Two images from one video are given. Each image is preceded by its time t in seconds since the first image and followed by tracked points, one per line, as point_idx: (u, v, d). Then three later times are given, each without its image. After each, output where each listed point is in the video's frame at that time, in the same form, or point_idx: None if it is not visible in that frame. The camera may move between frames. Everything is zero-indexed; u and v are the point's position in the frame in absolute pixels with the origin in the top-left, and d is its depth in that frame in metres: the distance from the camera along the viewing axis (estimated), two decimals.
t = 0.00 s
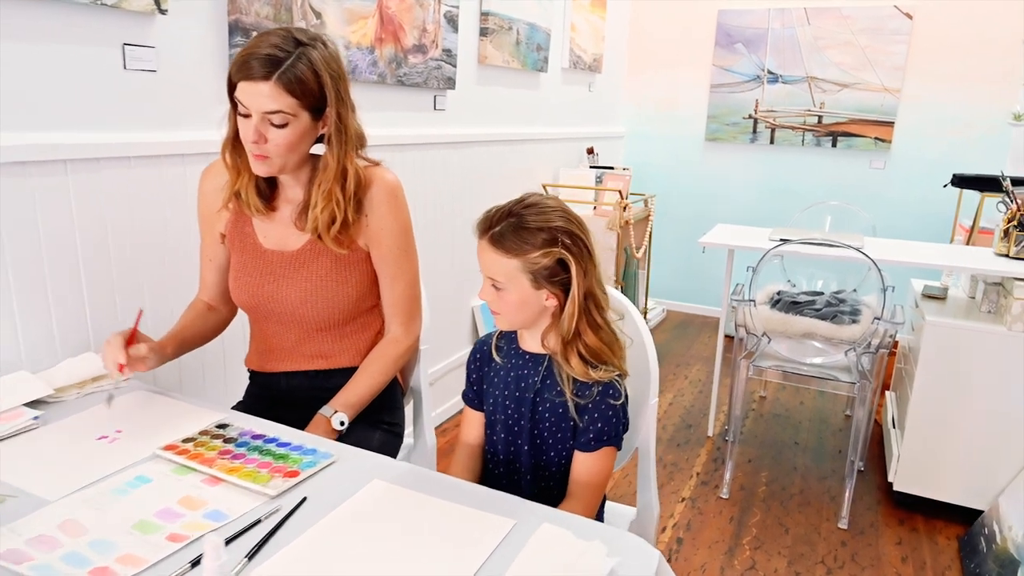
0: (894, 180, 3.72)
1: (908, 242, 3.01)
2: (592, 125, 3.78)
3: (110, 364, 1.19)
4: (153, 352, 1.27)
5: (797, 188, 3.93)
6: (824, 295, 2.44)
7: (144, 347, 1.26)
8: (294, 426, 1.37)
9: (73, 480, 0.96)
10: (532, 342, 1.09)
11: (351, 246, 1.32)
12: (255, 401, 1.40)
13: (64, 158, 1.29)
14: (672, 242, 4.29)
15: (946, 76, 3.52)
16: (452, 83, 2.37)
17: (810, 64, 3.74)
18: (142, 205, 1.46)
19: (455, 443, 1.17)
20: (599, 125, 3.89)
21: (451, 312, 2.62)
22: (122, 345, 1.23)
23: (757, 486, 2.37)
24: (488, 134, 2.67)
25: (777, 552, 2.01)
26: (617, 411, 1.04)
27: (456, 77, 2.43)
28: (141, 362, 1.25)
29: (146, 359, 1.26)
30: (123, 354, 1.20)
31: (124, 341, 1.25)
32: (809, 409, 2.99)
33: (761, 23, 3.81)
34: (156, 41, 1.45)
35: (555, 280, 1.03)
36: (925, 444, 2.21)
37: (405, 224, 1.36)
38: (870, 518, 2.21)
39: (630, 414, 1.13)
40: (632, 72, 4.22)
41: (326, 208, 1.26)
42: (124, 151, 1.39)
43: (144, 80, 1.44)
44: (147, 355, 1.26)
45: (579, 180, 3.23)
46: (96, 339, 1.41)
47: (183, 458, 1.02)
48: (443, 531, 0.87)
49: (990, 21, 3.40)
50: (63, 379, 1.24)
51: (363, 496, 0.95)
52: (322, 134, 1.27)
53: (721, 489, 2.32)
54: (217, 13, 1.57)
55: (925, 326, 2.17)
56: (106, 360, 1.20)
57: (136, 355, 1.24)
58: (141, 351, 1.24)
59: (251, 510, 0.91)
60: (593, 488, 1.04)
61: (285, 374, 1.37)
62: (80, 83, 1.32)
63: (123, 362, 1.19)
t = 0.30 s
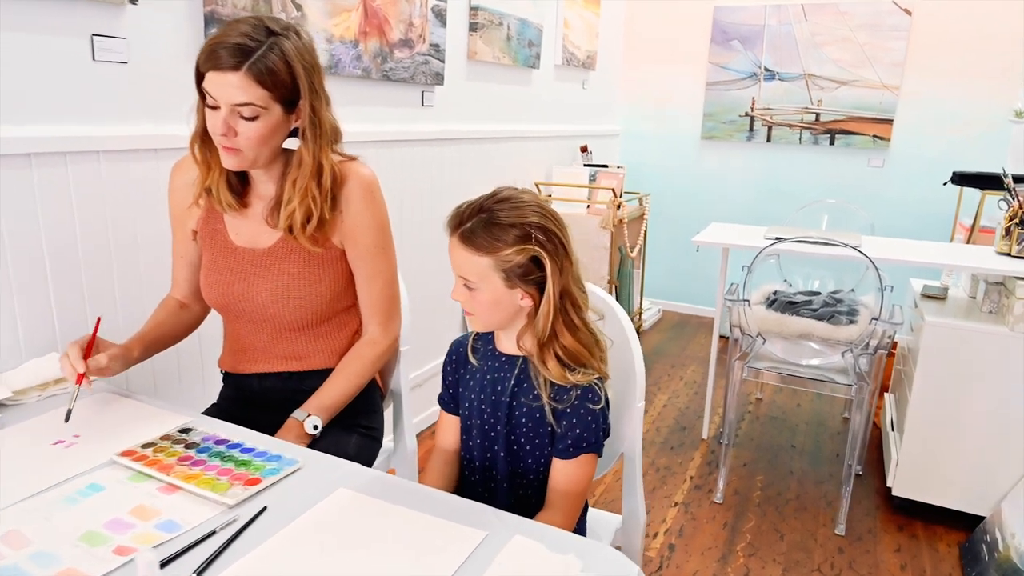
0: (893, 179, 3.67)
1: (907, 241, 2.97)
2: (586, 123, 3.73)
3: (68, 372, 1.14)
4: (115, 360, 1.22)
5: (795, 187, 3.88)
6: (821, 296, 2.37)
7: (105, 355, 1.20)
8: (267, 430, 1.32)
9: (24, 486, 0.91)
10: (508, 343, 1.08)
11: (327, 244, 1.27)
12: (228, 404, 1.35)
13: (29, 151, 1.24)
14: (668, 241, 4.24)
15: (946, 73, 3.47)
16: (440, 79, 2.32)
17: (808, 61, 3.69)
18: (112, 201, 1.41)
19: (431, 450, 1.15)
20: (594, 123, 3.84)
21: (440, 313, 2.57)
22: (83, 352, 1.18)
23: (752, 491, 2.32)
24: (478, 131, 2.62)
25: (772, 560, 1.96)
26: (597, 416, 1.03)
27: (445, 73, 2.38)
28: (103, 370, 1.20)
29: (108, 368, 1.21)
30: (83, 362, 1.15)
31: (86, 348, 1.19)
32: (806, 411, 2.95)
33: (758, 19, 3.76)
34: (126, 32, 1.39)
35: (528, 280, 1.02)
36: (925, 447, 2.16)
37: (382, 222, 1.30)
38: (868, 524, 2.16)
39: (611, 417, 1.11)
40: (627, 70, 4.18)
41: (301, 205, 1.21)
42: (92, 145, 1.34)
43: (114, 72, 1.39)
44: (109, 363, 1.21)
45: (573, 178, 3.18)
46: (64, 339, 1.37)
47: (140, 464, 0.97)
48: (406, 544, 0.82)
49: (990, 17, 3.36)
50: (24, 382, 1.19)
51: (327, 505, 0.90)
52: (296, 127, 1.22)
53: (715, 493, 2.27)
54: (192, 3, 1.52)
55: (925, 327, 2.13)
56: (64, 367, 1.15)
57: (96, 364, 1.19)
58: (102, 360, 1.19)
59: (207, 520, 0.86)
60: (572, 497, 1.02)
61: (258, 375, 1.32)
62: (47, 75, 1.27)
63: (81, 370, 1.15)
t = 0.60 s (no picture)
0: (907, 175, 3.60)
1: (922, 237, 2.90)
2: (594, 120, 3.68)
3: (61, 376, 1.11)
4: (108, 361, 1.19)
5: (807, 184, 3.81)
6: (833, 293, 2.29)
7: (99, 356, 1.17)
8: (259, 428, 1.29)
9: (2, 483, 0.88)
10: (500, 338, 1.05)
11: (317, 237, 1.24)
12: (220, 401, 1.32)
13: (18, 143, 1.22)
14: (678, 240, 4.18)
15: (962, 66, 3.40)
16: (442, 73, 2.29)
17: (819, 55, 3.63)
18: (104, 195, 1.39)
19: (422, 449, 1.13)
20: (601, 120, 3.79)
21: (443, 311, 2.54)
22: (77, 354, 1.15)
23: (762, 493, 2.27)
24: (482, 126, 2.59)
25: (782, 564, 1.90)
26: (591, 415, 0.99)
27: (447, 67, 2.35)
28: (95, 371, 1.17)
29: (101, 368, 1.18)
30: (78, 367, 1.12)
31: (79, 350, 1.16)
32: (818, 412, 2.88)
33: (768, 13, 3.70)
34: (118, 23, 1.37)
35: (518, 272, 0.98)
36: (941, 449, 2.09)
37: (374, 214, 1.27)
38: (882, 528, 2.10)
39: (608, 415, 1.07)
40: (636, 66, 4.13)
41: (287, 197, 1.18)
42: (83, 137, 1.32)
43: (106, 64, 1.36)
44: (103, 364, 1.18)
45: (579, 175, 3.14)
46: (56, 334, 1.35)
47: (122, 461, 0.94)
48: (389, 546, 0.78)
49: (1008, 9, 3.28)
50: (11, 377, 1.16)
51: (309, 505, 0.86)
52: (283, 117, 1.19)
53: (724, 495, 2.22)
54: None
55: (940, 325, 2.07)
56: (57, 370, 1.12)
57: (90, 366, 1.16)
58: (95, 362, 1.16)
59: (187, 519, 0.83)
60: (566, 498, 0.98)
61: (250, 371, 1.29)
62: (36, 66, 1.24)
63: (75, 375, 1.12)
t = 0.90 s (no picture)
0: (941, 173, 3.49)
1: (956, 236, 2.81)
2: (617, 117, 3.64)
3: (67, 356, 1.11)
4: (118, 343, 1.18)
5: (837, 182, 3.72)
6: (863, 294, 2.21)
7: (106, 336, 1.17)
8: (271, 421, 1.28)
9: (9, 471, 0.88)
10: (511, 333, 1.02)
11: (328, 230, 1.22)
12: (233, 394, 1.31)
13: (35, 136, 1.22)
14: (703, 239, 4.12)
15: (999, 60, 3.29)
16: (461, 69, 2.27)
17: (849, 50, 3.54)
18: (120, 188, 1.39)
19: (432, 446, 1.11)
20: (625, 117, 3.75)
21: (463, 308, 2.52)
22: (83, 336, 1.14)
23: (787, 497, 2.21)
24: (502, 122, 2.57)
25: (806, 570, 1.85)
26: (604, 412, 0.96)
27: (466, 63, 2.33)
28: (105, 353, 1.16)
29: (111, 351, 1.17)
30: (81, 344, 1.12)
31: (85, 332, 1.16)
32: (846, 415, 2.81)
33: (796, 7, 3.62)
34: (133, 17, 1.37)
35: (528, 264, 0.96)
36: (975, 455, 2.02)
37: (385, 206, 1.25)
38: (912, 536, 2.03)
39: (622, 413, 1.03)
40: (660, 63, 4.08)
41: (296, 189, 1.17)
42: (99, 130, 1.33)
43: (121, 58, 1.36)
44: (112, 345, 1.17)
45: (601, 172, 3.10)
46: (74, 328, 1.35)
47: (128, 453, 0.93)
48: (390, 543, 0.76)
49: None
50: (24, 368, 1.16)
51: (311, 501, 0.84)
52: (292, 108, 1.18)
53: (747, 498, 2.17)
54: None
55: (975, 326, 1.99)
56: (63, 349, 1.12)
57: (97, 346, 1.15)
58: (102, 341, 1.15)
59: (189, 511, 0.82)
60: (578, 498, 0.95)
61: (262, 365, 1.28)
62: (45, 59, 1.24)
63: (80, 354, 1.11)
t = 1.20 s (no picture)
0: (985, 175, 3.39)
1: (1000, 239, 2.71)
2: (648, 117, 3.60)
3: (95, 360, 1.12)
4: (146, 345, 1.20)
5: (874, 184, 3.63)
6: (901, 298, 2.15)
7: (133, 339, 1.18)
8: (298, 419, 1.27)
9: (39, 464, 0.89)
10: (539, 334, 1.01)
11: (354, 228, 1.22)
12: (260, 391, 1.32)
13: (70, 135, 1.24)
14: (735, 241, 4.05)
15: None
16: (491, 68, 2.27)
17: (889, 49, 3.45)
18: (153, 186, 1.41)
19: (457, 448, 1.10)
20: (656, 117, 3.71)
21: (491, 309, 2.51)
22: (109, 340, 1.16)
23: (820, 506, 2.15)
24: (532, 122, 2.55)
25: None
26: (632, 416, 0.94)
27: (496, 63, 2.32)
28: (134, 356, 1.17)
29: (139, 353, 1.18)
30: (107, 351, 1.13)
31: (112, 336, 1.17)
32: (883, 423, 2.73)
33: (833, 5, 3.55)
34: (167, 17, 1.39)
35: (556, 264, 0.94)
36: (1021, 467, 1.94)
37: (411, 204, 1.24)
38: (952, 550, 1.97)
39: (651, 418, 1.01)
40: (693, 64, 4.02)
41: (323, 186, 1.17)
42: (133, 128, 1.34)
43: (154, 56, 1.38)
44: (139, 348, 1.19)
45: (631, 173, 3.07)
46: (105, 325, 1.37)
47: (155, 447, 0.93)
48: (414, 545, 0.75)
49: None
50: (58, 362, 1.18)
51: (335, 500, 0.83)
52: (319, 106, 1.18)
53: (779, 507, 2.12)
54: None
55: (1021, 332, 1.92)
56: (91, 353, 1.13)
57: (125, 350, 1.16)
58: (129, 344, 1.16)
59: (214, 507, 0.81)
60: (605, 503, 0.93)
61: (289, 363, 1.28)
62: (42, 58, 1.20)
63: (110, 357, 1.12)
